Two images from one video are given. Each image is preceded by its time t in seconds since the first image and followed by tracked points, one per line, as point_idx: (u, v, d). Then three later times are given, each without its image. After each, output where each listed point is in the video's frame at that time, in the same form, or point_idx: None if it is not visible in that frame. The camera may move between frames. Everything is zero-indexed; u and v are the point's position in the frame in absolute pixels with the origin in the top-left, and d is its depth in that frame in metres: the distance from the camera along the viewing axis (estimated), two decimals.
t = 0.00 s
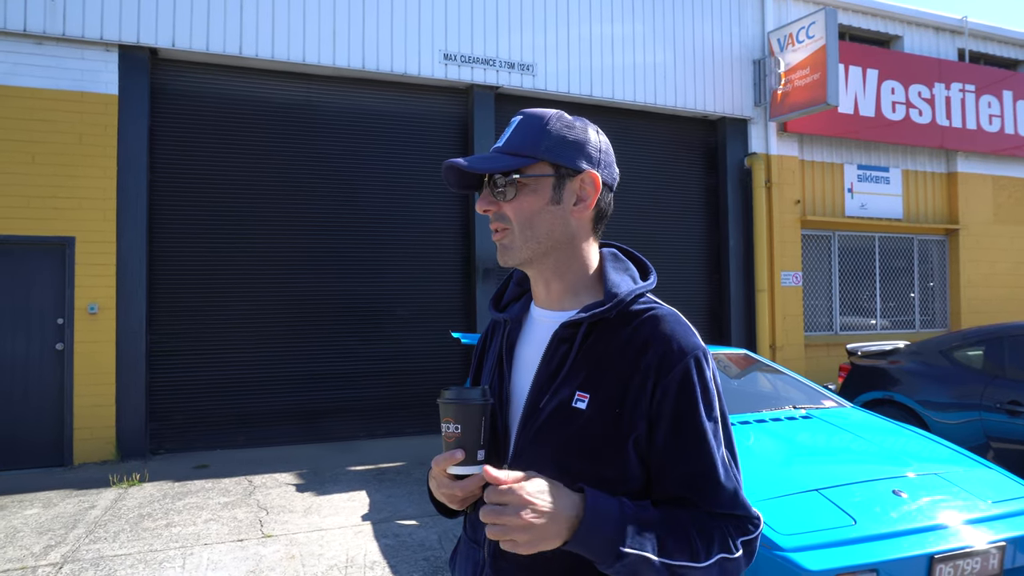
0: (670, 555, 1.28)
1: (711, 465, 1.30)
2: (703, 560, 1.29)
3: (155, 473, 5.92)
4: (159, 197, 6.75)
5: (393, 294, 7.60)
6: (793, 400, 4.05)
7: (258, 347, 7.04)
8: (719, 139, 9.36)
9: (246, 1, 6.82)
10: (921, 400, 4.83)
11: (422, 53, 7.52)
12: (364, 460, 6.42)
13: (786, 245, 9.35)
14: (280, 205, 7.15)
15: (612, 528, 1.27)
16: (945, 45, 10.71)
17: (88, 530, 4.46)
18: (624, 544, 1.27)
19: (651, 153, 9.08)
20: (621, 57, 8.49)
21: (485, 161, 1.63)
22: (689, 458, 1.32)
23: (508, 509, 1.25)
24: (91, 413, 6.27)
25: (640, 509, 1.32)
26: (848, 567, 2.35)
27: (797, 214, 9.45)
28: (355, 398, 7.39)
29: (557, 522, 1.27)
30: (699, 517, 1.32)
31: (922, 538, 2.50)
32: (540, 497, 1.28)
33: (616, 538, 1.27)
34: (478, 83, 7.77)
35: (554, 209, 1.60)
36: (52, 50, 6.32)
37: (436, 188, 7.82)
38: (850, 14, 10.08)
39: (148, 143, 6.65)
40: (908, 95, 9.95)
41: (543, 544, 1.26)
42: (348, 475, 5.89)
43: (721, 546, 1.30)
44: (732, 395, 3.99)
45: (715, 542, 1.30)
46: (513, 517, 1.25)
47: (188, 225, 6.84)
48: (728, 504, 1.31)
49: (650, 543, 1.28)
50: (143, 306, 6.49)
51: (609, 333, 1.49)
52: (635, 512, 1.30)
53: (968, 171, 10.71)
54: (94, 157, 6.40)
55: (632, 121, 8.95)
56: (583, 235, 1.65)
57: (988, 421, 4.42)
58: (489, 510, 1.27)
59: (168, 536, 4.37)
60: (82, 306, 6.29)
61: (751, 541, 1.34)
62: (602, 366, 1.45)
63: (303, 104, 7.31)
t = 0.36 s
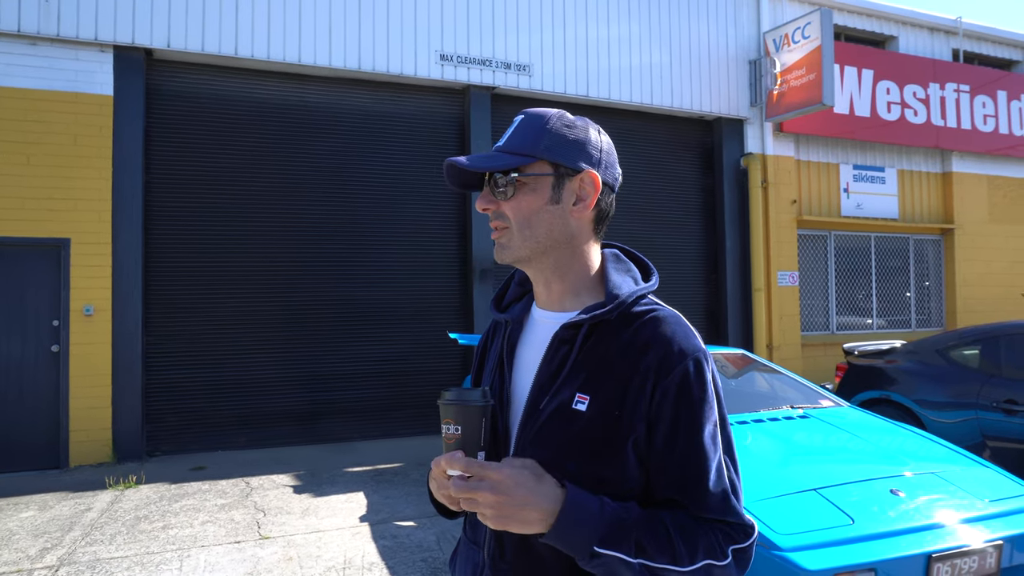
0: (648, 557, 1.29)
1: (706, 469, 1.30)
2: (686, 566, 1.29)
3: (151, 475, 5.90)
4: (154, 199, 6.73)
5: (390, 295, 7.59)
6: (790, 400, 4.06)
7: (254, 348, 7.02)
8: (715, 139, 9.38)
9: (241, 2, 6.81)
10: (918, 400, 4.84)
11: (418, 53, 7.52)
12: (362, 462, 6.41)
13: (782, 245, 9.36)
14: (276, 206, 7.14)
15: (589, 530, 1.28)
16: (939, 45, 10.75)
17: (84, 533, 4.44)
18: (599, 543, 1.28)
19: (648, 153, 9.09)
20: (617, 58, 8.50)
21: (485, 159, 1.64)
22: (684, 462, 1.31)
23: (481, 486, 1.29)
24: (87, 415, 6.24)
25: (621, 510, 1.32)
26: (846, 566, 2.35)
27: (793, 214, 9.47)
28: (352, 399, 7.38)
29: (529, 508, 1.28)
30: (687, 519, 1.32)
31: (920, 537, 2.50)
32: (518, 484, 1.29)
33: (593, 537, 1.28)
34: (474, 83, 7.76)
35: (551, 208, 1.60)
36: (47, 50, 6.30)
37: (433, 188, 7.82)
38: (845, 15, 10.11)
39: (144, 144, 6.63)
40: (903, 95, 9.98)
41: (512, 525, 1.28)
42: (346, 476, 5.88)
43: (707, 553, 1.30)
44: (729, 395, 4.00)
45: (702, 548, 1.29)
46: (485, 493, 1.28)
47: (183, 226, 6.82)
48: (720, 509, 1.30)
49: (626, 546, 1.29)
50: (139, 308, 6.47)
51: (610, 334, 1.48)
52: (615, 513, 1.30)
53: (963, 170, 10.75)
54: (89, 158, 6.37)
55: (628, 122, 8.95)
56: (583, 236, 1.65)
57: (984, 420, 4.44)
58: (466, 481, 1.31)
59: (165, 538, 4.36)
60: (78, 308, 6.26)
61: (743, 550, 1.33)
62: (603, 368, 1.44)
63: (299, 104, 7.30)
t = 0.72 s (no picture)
0: (626, 554, 1.28)
1: (698, 474, 1.29)
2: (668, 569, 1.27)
3: (154, 479, 5.91)
4: (156, 203, 6.74)
5: (392, 297, 7.59)
6: (793, 401, 4.05)
7: (257, 351, 7.03)
8: (717, 140, 9.38)
9: (242, 6, 6.82)
10: (921, 400, 4.83)
11: (419, 56, 7.53)
12: (365, 464, 6.42)
13: (784, 245, 9.35)
14: (277, 209, 7.15)
15: (566, 520, 1.29)
16: (940, 45, 10.73)
17: (88, 537, 4.45)
18: (576, 534, 1.28)
19: (649, 154, 9.09)
20: (618, 59, 8.50)
21: (486, 164, 1.65)
22: (680, 466, 1.30)
23: (469, 473, 1.35)
24: (90, 420, 6.25)
25: (602, 510, 1.30)
26: (850, 568, 2.35)
27: (795, 214, 9.46)
28: (354, 401, 7.38)
29: (511, 499, 1.32)
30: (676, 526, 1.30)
31: (924, 538, 2.50)
32: (502, 475, 1.35)
33: (570, 527, 1.28)
34: (475, 85, 7.77)
35: (551, 211, 1.60)
36: (49, 55, 6.31)
37: (435, 191, 7.82)
38: (845, 15, 10.10)
39: (145, 148, 6.65)
40: (904, 94, 9.97)
41: (496, 513, 1.33)
42: (349, 479, 5.88)
43: (690, 561, 1.27)
44: (732, 397, 3.99)
45: (686, 556, 1.27)
46: (471, 479, 1.34)
47: (185, 229, 6.83)
48: (708, 517, 1.28)
49: (603, 540, 1.28)
50: (141, 312, 6.48)
51: (615, 339, 1.48)
52: (593, 510, 1.30)
53: (965, 170, 10.73)
54: (91, 162, 6.39)
55: (629, 123, 8.95)
56: (586, 239, 1.64)
57: (988, 420, 4.43)
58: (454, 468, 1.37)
59: (168, 542, 4.36)
60: (80, 312, 6.27)
61: (732, 563, 1.29)
62: (608, 373, 1.44)
63: (300, 108, 7.31)
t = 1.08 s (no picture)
0: (604, 557, 1.26)
1: (683, 480, 1.26)
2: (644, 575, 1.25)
3: (153, 483, 5.90)
4: (155, 206, 6.74)
5: (391, 300, 7.59)
6: (792, 404, 4.05)
7: (255, 355, 7.02)
8: (715, 143, 9.39)
9: (241, 10, 6.83)
10: (920, 402, 4.83)
11: (418, 59, 7.54)
12: (364, 468, 6.41)
13: (783, 247, 9.35)
14: (275, 212, 7.15)
15: (547, 516, 1.29)
16: (938, 47, 10.76)
17: (86, 542, 4.44)
18: (555, 533, 1.28)
19: (648, 157, 9.10)
20: (617, 63, 8.51)
21: (485, 167, 1.66)
22: (665, 471, 1.28)
23: (458, 464, 1.37)
24: (88, 424, 6.24)
25: (583, 511, 1.30)
26: (849, 570, 2.34)
27: (793, 216, 9.46)
28: (353, 405, 7.37)
29: (497, 494, 1.34)
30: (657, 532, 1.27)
31: (923, 541, 2.49)
32: (491, 468, 1.37)
33: (549, 525, 1.29)
34: (474, 89, 7.78)
35: (548, 215, 1.60)
36: (47, 60, 6.32)
37: (434, 194, 7.83)
38: (843, 18, 10.13)
39: (144, 152, 6.65)
40: (902, 97, 9.99)
41: (480, 506, 1.35)
42: (347, 483, 5.88)
43: (669, 569, 1.24)
44: (731, 399, 3.98)
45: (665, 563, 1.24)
46: (459, 471, 1.36)
47: (183, 233, 6.83)
48: (690, 525, 1.24)
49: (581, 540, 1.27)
50: (139, 316, 6.47)
51: (611, 344, 1.48)
52: (573, 510, 1.30)
53: (963, 172, 10.75)
54: (90, 166, 6.39)
55: (628, 126, 8.96)
56: (584, 242, 1.64)
57: (987, 422, 4.42)
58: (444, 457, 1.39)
59: (166, 546, 4.35)
60: (79, 316, 6.27)
61: (714, 575, 1.25)
62: (603, 377, 1.44)
63: (299, 111, 7.31)
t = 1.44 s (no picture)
0: (594, 543, 1.26)
1: (678, 475, 1.26)
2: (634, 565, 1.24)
3: (154, 483, 5.90)
4: (156, 206, 6.75)
5: (391, 300, 7.59)
6: (794, 403, 4.05)
7: (256, 354, 7.03)
8: (716, 143, 9.39)
9: (241, 11, 6.84)
10: (921, 401, 4.83)
11: (418, 59, 7.54)
12: (365, 467, 6.41)
13: (784, 247, 9.35)
14: (276, 212, 7.16)
15: (539, 502, 1.30)
16: (939, 47, 10.75)
17: (88, 541, 4.45)
18: (547, 516, 1.28)
19: (648, 157, 9.10)
20: (617, 62, 8.52)
21: (492, 166, 1.63)
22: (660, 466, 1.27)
23: (458, 442, 1.39)
24: (90, 423, 6.25)
25: (575, 501, 1.29)
26: (849, 569, 2.35)
27: (794, 215, 9.46)
28: (354, 405, 7.38)
29: (494, 472, 1.36)
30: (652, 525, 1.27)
31: (924, 540, 2.49)
32: (490, 447, 1.38)
33: (541, 509, 1.29)
34: (475, 88, 7.78)
35: (559, 213, 1.60)
36: (48, 61, 6.33)
37: (435, 194, 7.83)
38: (843, 17, 10.12)
39: (145, 152, 6.66)
40: (903, 96, 9.99)
41: (477, 485, 1.37)
42: (349, 482, 5.89)
43: (660, 562, 1.23)
44: (731, 398, 3.99)
45: (656, 555, 1.23)
46: (459, 447, 1.39)
47: (184, 232, 6.83)
48: (682, 519, 1.24)
49: (572, 524, 1.27)
50: (140, 317, 6.48)
51: (612, 342, 1.48)
52: (567, 496, 1.30)
53: (964, 171, 10.74)
54: (91, 167, 6.40)
55: (628, 126, 8.97)
56: (589, 241, 1.65)
57: (988, 421, 4.42)
58: (447, 434, 1.43)
59: (168, 546, 4.36)
60: (80, 316, 6.27)
61: (704, 570, 1.24)
62: (604, 375, 1.44)
63: (299, 112, 7.32)
